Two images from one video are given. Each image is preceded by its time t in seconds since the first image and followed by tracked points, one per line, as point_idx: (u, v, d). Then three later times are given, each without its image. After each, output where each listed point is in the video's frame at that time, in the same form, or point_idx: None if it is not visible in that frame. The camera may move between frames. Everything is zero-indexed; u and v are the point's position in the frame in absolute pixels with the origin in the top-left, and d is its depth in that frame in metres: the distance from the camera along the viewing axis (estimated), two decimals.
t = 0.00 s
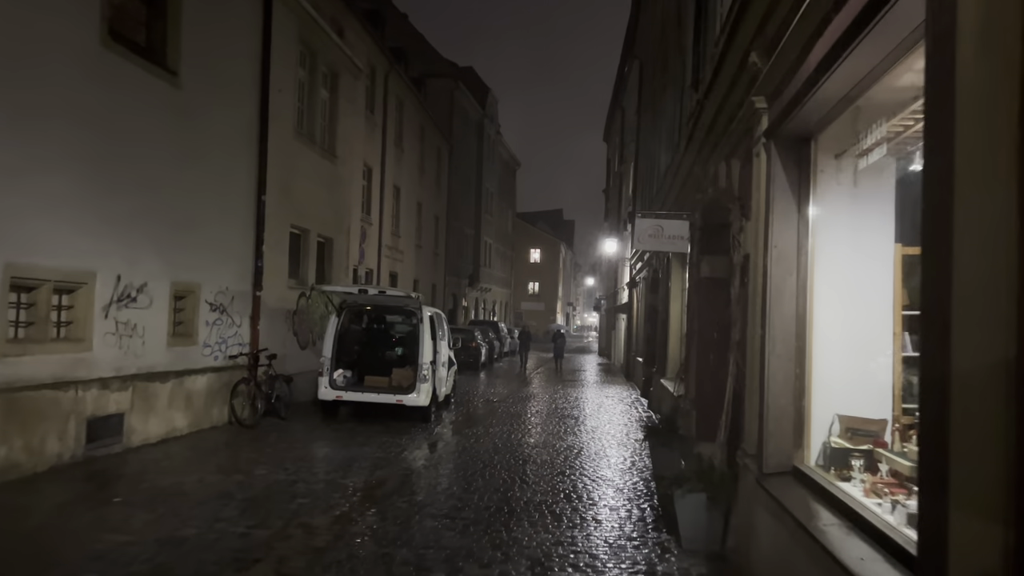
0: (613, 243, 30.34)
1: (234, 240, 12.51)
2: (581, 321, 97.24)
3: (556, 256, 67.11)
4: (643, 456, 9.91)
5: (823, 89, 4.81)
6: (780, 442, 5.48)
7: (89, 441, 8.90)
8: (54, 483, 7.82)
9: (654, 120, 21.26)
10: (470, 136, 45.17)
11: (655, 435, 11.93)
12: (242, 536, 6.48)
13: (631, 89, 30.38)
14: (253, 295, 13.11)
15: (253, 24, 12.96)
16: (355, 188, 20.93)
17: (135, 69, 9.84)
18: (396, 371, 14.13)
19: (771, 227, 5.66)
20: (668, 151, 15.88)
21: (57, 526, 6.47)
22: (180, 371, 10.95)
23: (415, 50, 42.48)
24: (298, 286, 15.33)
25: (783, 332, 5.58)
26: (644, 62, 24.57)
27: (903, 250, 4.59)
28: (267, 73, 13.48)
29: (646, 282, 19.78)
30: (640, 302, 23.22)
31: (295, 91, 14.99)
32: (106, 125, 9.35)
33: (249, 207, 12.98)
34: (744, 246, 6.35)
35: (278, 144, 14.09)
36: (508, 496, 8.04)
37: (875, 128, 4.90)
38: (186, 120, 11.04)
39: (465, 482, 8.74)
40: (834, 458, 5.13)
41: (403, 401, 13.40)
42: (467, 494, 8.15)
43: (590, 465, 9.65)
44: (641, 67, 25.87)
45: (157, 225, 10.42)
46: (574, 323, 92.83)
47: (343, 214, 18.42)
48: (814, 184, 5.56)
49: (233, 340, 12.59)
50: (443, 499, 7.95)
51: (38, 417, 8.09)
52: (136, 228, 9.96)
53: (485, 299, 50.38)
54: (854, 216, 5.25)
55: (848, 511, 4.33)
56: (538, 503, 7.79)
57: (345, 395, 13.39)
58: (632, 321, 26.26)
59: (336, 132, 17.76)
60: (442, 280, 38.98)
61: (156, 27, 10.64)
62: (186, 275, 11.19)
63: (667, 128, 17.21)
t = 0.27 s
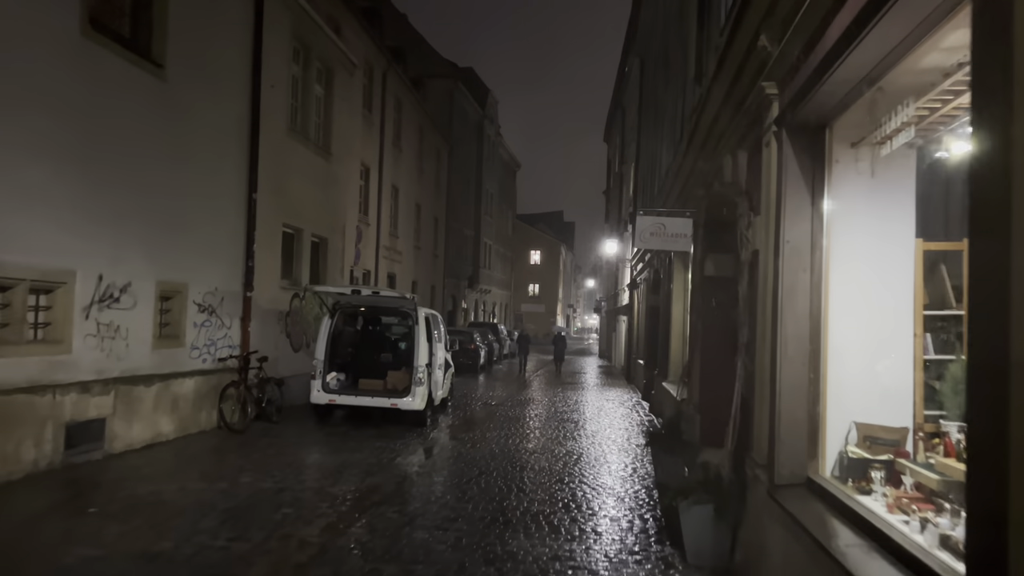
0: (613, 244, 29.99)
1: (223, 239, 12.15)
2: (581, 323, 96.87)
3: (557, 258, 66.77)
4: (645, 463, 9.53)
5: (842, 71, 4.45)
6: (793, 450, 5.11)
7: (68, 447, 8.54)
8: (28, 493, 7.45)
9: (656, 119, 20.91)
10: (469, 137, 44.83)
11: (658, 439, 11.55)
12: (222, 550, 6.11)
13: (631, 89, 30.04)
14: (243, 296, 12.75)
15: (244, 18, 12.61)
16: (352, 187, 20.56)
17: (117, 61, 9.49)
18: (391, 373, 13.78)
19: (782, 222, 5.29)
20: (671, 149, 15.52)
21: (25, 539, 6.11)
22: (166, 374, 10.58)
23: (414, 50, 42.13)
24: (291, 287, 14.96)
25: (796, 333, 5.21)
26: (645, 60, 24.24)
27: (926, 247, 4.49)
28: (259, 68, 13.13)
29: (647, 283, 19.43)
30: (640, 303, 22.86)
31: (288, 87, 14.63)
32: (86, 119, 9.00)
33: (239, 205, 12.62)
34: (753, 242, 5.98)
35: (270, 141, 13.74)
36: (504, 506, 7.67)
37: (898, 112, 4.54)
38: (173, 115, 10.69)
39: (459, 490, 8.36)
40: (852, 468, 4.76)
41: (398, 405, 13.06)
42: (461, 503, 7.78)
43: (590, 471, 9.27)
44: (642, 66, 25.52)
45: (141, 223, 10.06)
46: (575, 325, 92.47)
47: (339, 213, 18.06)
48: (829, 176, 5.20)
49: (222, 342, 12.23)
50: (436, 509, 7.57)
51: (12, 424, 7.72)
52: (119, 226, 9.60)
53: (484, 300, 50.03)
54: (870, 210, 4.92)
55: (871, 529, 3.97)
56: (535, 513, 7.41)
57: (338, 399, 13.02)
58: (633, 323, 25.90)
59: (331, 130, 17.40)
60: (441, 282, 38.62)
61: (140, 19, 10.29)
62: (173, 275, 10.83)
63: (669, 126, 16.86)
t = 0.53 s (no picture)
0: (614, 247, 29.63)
1: (212, 241, 11.76)
2: (582, 327, 96.49)
3: (557, 262, 66.40)
4: (649, 475, 9.10)
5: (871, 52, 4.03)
6: (812, 468, 4.70)
7: (42, 460, 8.13)
8: None
9: (658, 119, 20.50)
10: (469, 140, 44.49)
11: (662, 449, 11.12)
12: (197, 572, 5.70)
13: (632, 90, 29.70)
14: (232, 300, 12.34)
15: (234, 13, 12.21)
16: (348, 189, 20.17)
17: (97, 55, 9.10)
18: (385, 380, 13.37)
19: (800, 220, 4.85)
20: (673, 150, 15.13)
21: None
22: (149, 381, 10.17)
23: (413, 51, 41.79)
24: (283, 291, 14.55)
25: (816, 341, 4.78)
26: (646, 60, 23.91)
27: (960, 247, 4.46)
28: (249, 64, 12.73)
29: (649, 286, 19.02)
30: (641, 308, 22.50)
31: (280, 85, 14.24)
32: (63, 115, 8.61)
33: (228, 206, 12.21)
34: (767, 242, 5.56)
35: (261, 141, 13.34)
36: (502, 522, 7.23)
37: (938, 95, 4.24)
38: (157, 111, 10.28)
39: (454, 504, 7.94)
40: (877, 489, 4.34)
41: (392, 413, 12.64)
42: (455, 519, 7.34)
43: (591, 484, 8.84)
44: (643, 67, 25.16)
45: (123, 225, 9.65)
46: (575, 329, 92.08)
47: (334, 216, 17.67)
48: (850, 169, 4.76)
49: (209, 348, 11.81)
50: (429, 526, 7.14)
51: None
52: (99, 227, 9.21)
53: (484, 305, 49.69)
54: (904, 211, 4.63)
55: (906, 562, 3.55)
56: (534, 530, 6.97)
57: (331, 407, 12.61)
58: (635, 328, 25.49)
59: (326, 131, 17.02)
60: (440, 286, 38.22)
61: (124, 11, 9.90)
62: (157, 278, 10.42)
63: (671, 126, 16.49)
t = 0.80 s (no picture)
0: (615, 248, 29.26)
1: (202, 239, 11.40)
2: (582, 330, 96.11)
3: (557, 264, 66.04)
4: (655, 482, 8.71)
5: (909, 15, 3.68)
6: (839, 475, 4.41)
7: (20, 465, 7.75)
8: None
9: (659, 116, 20.14)
10: (468, 141, 44.15)
11: (667, 453, 10.74)
12: None
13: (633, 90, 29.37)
14: (224, 300, 11.97)
15: (226, 3, 11.84)
16: (346, 188, 19.84)
17: (79, 43, 8.74)
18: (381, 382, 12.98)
19: (824, 210, 4.60)
20: (677, 147, 14.77)
21: None
22: (136, 383, 9.81)
23: (411, 51, 41.47)
24: (278, 291, 14.19)
25: (843, 338, 4.51)
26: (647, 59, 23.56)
27: (999, 235, 4.08)
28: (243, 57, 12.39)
29: (651, 287, 18.63)
30: (644, 310, 22.11)
31: (274, 80, 13.89)
32: (42, 105, 8.24)
33: (220, 203, 11.86)
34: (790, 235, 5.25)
35: (254, 136, 12.99)
36: (502, 531, 6.85)
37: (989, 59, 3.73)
38: (145, 103, 9.92)
39: (452, 512, 7.56)
40: (911, 500, 4.04)
41: (388, 416, 12.26)
42: (452, 529, 6.97)
43: (595, 490, 8.45)
44: (644, 66, 24.84)
45: (107, 220, 9.28)
46: (576, 332, 91.68)
47: (333, 214, 17.35)
48: (879, 156, 4.49)
49: (200, 350, 11.45)
50: (425, 535, 6.77)
51: None
52: (82, 222, 8.84)
53: (484, 307, 49.33)
54: (936, 197, 4.28)
55: None
56: (534, 541, 6.59)
57: (325, 410, 12.23)
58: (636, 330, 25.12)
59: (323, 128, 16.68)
60: (439, 288, 37.85)
61: None
62: (144, 277, 10.06)
63: (674, 124, 16.14)
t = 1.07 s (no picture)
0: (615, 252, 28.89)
1: (190, 243, 11.05)
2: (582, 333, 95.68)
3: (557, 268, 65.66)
4: (658, 496, 8.33)
5: None
6: (867, 505, 4.38)
7: None
8: None
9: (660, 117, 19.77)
10: (467, 144, 43.81)
11: (670, 464, 10.36)
12: None
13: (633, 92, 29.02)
14: (212, 305, 11.61)
15: None
16: (341, 191, 19.46)
17: (57, 38, 8.40)
18: (375, 390, 12.62)
19: (848, 210, 4.55)
20: (679, 148, 14.42)
21: None
22: (119, 392, 9.44)
23: (409, 53, 41.08)
24: (270, 296, 13.83)
25: (868, 353, 4.51)
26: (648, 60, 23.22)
27: None
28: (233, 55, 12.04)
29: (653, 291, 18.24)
30: (645, 315, 21.74)
31: (266, 79, 13.54)
32: (15, 102, 7.88)
33: (209, 205, 11.51)
34: (805, 237, 5.22)
35: (245, 137, 12.63)
36: (496, 551, 6.47)
37: None
38: (128, 101, 9.56)
39: (446, 528, 7.22)
40: (948, 529, 4.11)
41: (381, 425, 11.88)
42: (444, 547, 6.62)
43: (594, 506, 8.08)
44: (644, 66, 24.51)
45: (87, 223, 8.91)
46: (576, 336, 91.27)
47: (327, 218, 16.97)
48: (908, 153, 4.51)
49: (187, 356, 11.08)
50: (415, 554, 6.41)
51: None
52: (58, 225, 8.46)
53: (483, 311, 48.94)
54: (969, 197, 4.37)
55: None
56: (532, 562, 6.22)
57: (318, 419, 11.87)
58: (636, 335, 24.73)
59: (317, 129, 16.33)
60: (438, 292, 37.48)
61: None
62: (130, 282, 9.71)
63: (676, 125, 15.78)
